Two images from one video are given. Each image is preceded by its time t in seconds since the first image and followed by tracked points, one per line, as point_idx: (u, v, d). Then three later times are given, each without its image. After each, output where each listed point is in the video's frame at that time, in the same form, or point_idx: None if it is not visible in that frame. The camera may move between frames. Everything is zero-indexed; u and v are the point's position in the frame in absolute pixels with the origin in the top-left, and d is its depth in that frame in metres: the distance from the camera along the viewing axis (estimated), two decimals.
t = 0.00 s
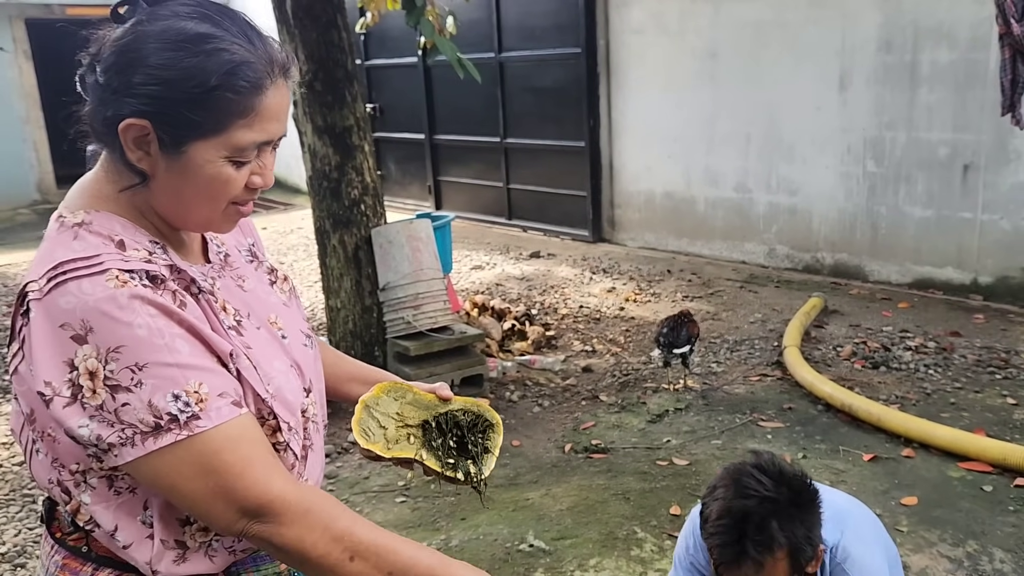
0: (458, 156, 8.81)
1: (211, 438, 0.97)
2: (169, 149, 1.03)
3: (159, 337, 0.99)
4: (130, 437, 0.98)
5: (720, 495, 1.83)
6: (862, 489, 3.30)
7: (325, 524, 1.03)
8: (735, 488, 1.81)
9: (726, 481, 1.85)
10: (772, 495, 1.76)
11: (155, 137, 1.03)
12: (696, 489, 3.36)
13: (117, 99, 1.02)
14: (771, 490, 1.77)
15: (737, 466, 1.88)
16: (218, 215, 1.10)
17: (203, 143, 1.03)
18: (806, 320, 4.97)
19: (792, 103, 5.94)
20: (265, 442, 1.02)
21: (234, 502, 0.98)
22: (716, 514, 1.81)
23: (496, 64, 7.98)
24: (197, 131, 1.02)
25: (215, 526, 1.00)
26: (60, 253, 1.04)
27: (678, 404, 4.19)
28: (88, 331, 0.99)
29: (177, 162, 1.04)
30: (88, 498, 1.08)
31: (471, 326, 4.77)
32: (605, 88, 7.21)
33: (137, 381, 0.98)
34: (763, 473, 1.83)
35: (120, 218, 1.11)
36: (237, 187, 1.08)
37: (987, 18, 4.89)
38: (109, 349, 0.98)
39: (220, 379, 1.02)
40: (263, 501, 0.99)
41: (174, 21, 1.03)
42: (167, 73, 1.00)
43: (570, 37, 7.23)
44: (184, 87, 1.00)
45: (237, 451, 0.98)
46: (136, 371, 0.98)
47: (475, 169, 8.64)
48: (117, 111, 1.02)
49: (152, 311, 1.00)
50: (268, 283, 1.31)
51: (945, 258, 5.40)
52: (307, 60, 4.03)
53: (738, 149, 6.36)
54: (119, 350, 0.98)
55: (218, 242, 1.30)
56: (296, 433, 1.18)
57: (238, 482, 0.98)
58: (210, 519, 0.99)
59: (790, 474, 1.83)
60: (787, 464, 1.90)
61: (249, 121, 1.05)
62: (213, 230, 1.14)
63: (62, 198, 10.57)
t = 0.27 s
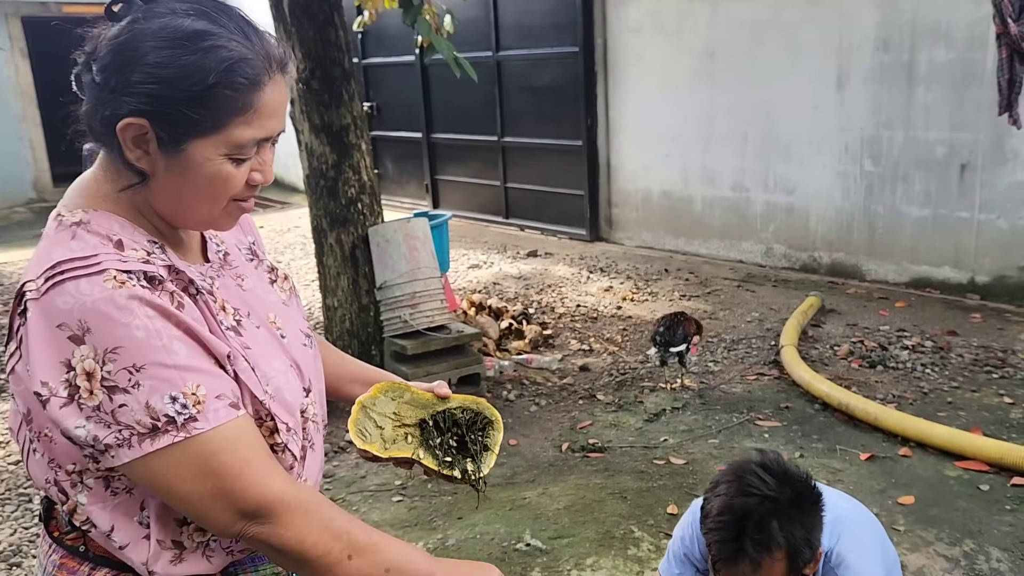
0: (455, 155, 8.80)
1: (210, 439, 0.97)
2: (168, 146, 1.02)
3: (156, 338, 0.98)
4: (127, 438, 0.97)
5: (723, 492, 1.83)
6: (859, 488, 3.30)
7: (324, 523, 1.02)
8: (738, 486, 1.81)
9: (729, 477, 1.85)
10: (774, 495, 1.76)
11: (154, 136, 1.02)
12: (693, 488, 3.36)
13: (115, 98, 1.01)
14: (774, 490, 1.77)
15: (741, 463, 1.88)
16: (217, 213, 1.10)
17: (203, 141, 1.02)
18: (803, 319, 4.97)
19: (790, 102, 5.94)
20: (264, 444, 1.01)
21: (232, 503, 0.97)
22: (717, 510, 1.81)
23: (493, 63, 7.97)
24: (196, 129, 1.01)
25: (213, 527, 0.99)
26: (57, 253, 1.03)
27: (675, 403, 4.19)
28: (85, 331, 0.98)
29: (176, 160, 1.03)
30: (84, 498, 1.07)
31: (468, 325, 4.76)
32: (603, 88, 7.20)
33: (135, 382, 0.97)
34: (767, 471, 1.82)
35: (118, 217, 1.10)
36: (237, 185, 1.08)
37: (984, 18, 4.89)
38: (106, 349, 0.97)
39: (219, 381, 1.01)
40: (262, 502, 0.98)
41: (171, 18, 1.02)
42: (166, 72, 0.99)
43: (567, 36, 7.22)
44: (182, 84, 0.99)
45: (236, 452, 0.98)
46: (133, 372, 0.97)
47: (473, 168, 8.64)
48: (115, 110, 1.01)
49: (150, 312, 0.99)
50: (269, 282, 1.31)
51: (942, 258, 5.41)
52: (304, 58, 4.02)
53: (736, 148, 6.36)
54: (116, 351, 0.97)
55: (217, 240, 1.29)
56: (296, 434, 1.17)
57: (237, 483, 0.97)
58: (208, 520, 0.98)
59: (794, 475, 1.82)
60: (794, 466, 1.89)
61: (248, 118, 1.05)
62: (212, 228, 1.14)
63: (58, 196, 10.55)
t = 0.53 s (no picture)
0: (454, 153, 8.79)
1: (195, 445, 0.97)
2: (164, 141, 1.02)
3: (148, 336, 0.97)
4: (113, 436, 0.96)
5: (724, 488, 1.83)
6: (858, 486, 3.30)
7: (308, 527, 1.03)
8: (740, 483, 1.80)
9: (730, 474, 1.84)
10: (775, 493, 1.76)
11: (150, 130, 1.01)
12: (691, 486, 3.35)
13: (110, 93, 1.00)
14: (775, 488, 1.77)
15: (743, 460, 1.87)
16: (215, 208, 1.10)
17: (199, 135, 1.02)
18: (801, 318, 4.97)
19: (788, 100, 5.94)
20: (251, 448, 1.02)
21: (218, 509, 0.98)
22: (718, 506, 1.80)
23: (492, 61, 7.97)
24: (192, 124, 1.01)
25: (198, 532, 0.99)
26: (51, 247, 1.02)
27: (673, 401, 4.19)
28: (77, 326, 0.97)
29: (172, 154, 1.03)
30: (76, 493, 1.07)
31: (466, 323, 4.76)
32: (601, 86, 7.20)
33: (124, 380, 0.96)
34: (769, 469, 1.82)
35: (115, 211, 1.10)
36: (234, 179, 1.08)
37: (984, 16, 4.89)
38: (97, 346, 0.97)
39: (209, 381, 1.01)
40: (247, 508, 0.99)
41: (165, 11, 1.01)
42: (160, 66, 0.99)
43: (566, 34, 7.22)
44: (177, 78, 0.99)
45: (222, 456, 0.98)
46: (122, 370, 0.96)
47: (471, 166, 8.64)
48: (111, 105, 1.01)
49: (143, 309, 0.99)
50: (271, 278, 1.30)
51: (940, 256, 5.41)
52: (302, 55, 4.01)
53: (735, 147, 6.36)
54: (105, 348, 0.96)
55: (217, 235, 1.28)
56: (291, 433, 1.17)
57: (222, 489, 0.98)
58: (192, 526, 0.98)
59: (796, 473, 1.82)
60: (796, 464, 1.89)
61: (245, 113, 1.05)
62: (211, 223, 1.14)
63: (56, 194, 10.54)
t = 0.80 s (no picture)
0: (453, 152, 8.79)
1: (125, 470, 0.96)
2: (161, 138, 1.01)
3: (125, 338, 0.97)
4: (66, 440, 0.96)
5: (727, 489, 1.82)
6: (857, 486, 3.30)
7: (255, 519, 1.04)
8: (742, 484, 1.80)
9: (733, 475, 1.84)
10: (779, 494, 1.76)
11: (146, 128, 1.01)
12: (691, 486, 3.35)
13: (106, 91, 1.00)
14: (779, 489, 1.77)
15: (745, 460, 1.87)
16: (212, 208, 1.09)
17: (194, 133, 1.02)
18: (800, 318, 4.97)
19: (787, 100, 5.94)
20: (196, 463, 1.00)
21: (158, 532, 0.98)
22: (721, 508, 1.80)
23: (492, 60, 7.96)
24: (187, 121, 1.01)
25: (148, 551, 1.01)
26: (37, 244, 1.02)
27: (672, 401, 4.19)
28: (54, 323, 0.96)
29: (168, 152, 1.03)
30: (64, 493, 1.06)
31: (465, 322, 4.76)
32: (601, 85, 7.20)
33: (83, 383, 0.95)
34: (772, 470, 1.82)
35: (109, 208, 1.09)
36: (231, 179, 1.07)
37: (983, 17, 4.89)
38: (66, 345, 0.95)
39: (171, 395, 0.99)
40: (190, 525, 0.99)
41: (162, 8, 1.01)
42: (156, 64, 0.98)
43: (566, 34, 7.21)
44: (173, 76, 0.99)
45: (160, 476, 0.97)
46: (84, 372, 0.95)
47: (470, 165, 8.63)
48: (106, 103, 1.00)
49: (119, 310, 0.98)
50: (273, 277, 1.30)
51: (939, 256, 5.41)
52: (302, 54, 4.00)
53: (733, 147, 6.36)
54: (73, 348, 0.95)
55: (220, 234, 1.28)
56: (280, 436, 1.17)
57: (162, 511, 0.97)
58: (143, 548, 1.00)
59: (797, 474, 1.82)
60: (796, 463, 1.89)
61: (241, 110, 1.05)
62: (209, 223, 1.13)
63: (55, 192, 10.53)
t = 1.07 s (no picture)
0: (453, 152, 8.79)
1: (136, 453, 0.96)
2: (145, 134, 1.01)
3: (114, 329, 0.97)
4: (75, 430, 0.96)
5: (731, 494, 1.81)
6: (856, 487, 3.30)
7: (270, 493, 1.06)
8: (747, 489, 1.79)
9: (738, 480, 1.83)
10: (784, 499, 1.75)
11: (131, 124, 1.01)
12: (690, 486, 3.36)
13: (90, 88, 1.00)
14: (784, 494, 1.76)
15: (749, 465, 1.86)
16: (202, 203, 1.09)
17: (179, 127, 1.02)
18: (799, 318, 4.97)
19: (786, 101, 5.94)
20: (206, 441, 1.01)
21: (174, 513, 0.98)
22: (726, 513, 1.79)
23: (491, 60, 7.96)
24: (172, 117, 1.01)
25: (162, 535, 1.01)
26: (29, 240, 1.02)
27: (671, 401, 4.19)
28: (46, 317, 0.96)
29: (154, 147, 1.03)
30: (59, 487, 1.07)
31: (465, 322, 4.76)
32: (601, 85, 7.20)
33: (87, 372, 0.95)
34: (776, 474, 1.81)
35: (99, 205, 1.09)
36: (219, 172, 1.07)
37: (983, 18, 4.89)
38: (63, 337, 0.96)
39: (176, 376, 1.00)
40: (205, 503, 1.00)
41: (145, 3, 1.02)
42: (139, 58, 0.99)
43: (566, 34, 7.21)
44: (156, 71, 0.99)
45: (173, 456, 0.98)
46: (86, 362, 0.95)
47: (470, 165, 8.63)
48: (93, 99, 1.00)
49: (111, 301, 0.98)
50: (275, 274, 1.30)
51: (938, 257, 5.42)
52: (302, 54, 4.00)
53: (733, 147, 6.36)
54: (71, 339, 0.95)
55: (218, 232, 1.28)
56: (276, 428, 1.16)
57: (176, 492, 0.98)
58: (156, 532, 1.00)
59: (802, 479, 1.82)
60: (798, 468, 1.89)
61: (225, 103, 1.04)
62: (201, 219, 1.13)
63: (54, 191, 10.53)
